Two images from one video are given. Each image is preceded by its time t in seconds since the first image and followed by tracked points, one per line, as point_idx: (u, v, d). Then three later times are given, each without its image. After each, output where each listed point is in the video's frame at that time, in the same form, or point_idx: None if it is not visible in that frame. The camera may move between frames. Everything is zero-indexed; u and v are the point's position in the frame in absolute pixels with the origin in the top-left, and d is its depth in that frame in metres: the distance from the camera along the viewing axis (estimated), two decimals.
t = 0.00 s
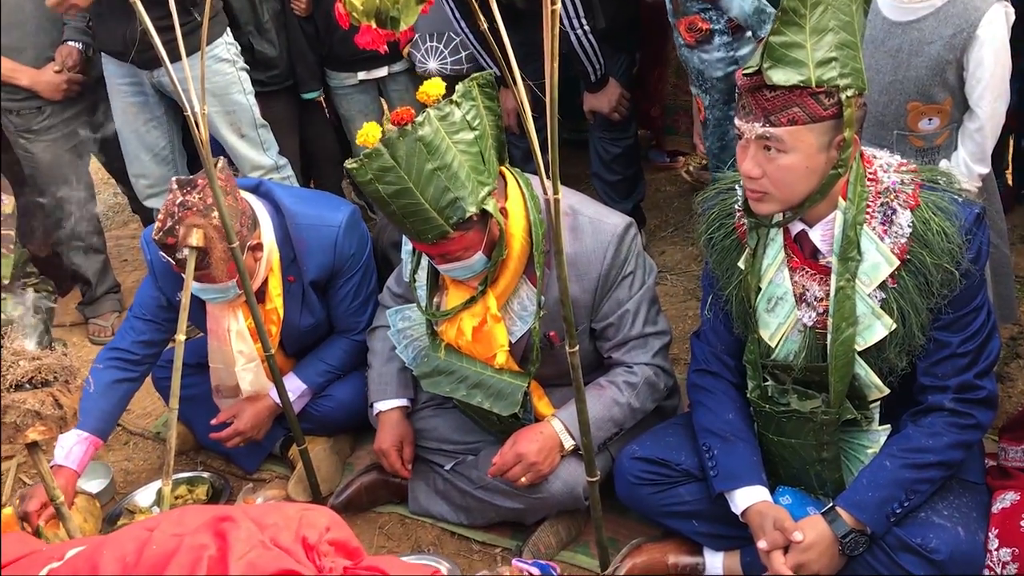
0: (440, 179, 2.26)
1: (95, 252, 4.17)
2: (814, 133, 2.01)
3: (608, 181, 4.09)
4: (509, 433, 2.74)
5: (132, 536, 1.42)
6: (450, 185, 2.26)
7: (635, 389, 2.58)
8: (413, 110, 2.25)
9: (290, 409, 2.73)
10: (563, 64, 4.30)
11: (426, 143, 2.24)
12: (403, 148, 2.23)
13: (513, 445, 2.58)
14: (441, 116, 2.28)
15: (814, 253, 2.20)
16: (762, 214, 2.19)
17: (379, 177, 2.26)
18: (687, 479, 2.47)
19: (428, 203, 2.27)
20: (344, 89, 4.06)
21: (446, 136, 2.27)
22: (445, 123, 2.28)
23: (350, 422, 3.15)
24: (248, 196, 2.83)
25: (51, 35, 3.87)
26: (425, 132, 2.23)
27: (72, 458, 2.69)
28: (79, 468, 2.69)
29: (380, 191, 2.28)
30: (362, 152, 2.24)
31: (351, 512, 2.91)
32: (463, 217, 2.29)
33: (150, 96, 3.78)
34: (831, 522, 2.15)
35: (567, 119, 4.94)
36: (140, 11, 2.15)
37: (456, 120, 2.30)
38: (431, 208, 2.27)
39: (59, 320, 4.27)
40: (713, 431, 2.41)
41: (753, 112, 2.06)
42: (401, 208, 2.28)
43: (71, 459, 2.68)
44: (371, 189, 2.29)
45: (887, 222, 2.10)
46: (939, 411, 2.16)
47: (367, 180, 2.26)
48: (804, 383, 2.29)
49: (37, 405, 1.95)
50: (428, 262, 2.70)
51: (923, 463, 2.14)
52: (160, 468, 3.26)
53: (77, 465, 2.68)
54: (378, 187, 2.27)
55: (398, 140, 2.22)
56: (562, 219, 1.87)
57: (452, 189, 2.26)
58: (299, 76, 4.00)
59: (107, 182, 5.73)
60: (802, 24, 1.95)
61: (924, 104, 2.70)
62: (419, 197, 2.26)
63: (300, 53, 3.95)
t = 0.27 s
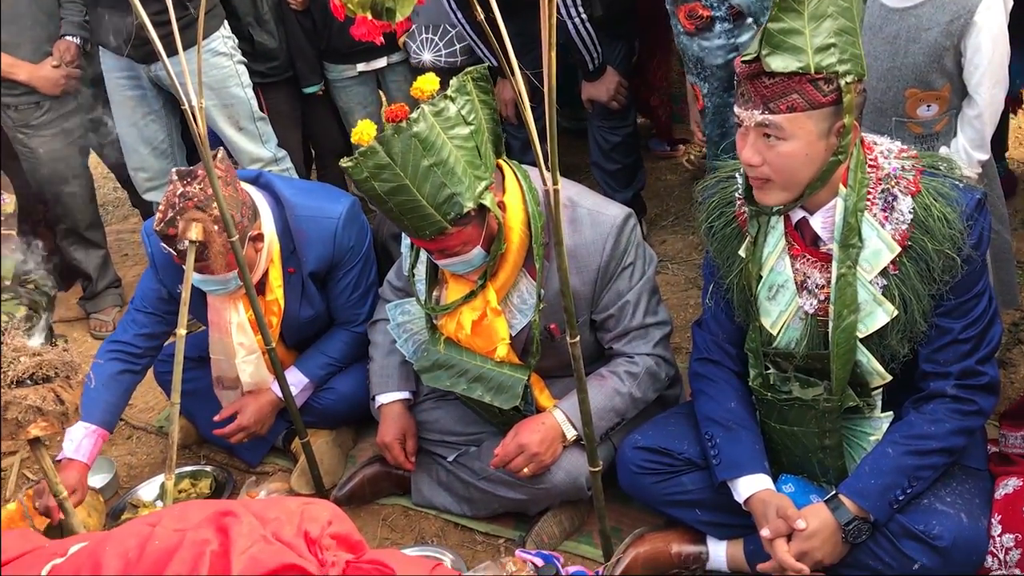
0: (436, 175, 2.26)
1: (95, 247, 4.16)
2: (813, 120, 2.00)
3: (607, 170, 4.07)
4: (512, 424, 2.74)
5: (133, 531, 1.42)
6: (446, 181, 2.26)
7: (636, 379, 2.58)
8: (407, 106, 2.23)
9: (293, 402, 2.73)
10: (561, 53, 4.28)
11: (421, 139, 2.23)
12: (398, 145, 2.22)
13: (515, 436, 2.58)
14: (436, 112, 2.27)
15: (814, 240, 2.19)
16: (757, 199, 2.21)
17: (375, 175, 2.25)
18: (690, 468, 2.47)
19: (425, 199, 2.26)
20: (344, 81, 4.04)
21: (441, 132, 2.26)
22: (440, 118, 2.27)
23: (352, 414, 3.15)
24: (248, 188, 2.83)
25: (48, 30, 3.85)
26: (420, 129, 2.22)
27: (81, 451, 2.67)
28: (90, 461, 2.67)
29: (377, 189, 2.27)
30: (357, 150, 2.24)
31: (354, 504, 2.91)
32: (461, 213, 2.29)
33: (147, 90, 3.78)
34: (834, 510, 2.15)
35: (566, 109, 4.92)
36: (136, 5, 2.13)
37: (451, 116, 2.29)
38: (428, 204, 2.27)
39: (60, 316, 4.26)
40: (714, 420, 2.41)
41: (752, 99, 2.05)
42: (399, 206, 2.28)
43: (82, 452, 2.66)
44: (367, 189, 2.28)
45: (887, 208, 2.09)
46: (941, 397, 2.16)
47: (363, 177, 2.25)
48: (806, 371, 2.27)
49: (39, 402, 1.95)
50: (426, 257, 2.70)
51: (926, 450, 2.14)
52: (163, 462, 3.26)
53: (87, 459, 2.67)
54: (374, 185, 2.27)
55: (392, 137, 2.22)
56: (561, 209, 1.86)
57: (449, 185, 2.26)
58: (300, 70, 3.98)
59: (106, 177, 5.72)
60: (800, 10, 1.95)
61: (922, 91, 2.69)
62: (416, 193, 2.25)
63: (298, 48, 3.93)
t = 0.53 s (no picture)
0: (430, 169, 2.25)
1: (91, 240, 4.15)
2: (797, 126, 1.99)
3: (603, 159, 4.06)
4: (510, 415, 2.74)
5: (131, 526, 1.43)
6: (440, 175, 2.26)
7: (634, 368, 2.58)
8: (399, 101, 2.23)
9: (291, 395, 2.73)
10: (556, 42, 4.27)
11: (413, 134, 2.24)
12: (391, 140, 2.23)
13: (512, 426, 2.58)
14: (427, 106, 2.28)
15: (812, 231, 2.20)
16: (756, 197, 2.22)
17: (369, 170, 2.26)
18: (687, 457, 2.48)
19: (419, 193, 2.26)
20: (341, 72, 4.02)
21: (433, 126, 2.27)
22: (432, 112, 2.28)
23: (351, 406, 3.15)
24: (243, 178, 2.84)
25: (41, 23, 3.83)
26: (412, 123, 2.23)
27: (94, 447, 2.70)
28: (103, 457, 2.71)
29: (372, 185, 2.28)
30: (350, 147, 2.26)
31: (353, 495, 2.91)
32: (456, 206, 2.29)
33: (143, 81, 3.76)
34: (832, 497, 2.15)
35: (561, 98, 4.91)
36: None
37: (444, 109, 2.29)
38: (423, 198, 2.26)
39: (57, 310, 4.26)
40: (712, 408, 2.41)
41: (734, 114, 2.06)
42: (395, 201, 2.28)
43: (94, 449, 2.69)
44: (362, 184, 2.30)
45: (884, 198, 2.09)
46: (938, 384, 2.16)
47: (357, 174, 2.27)
48: (804, 362, 2.27)
49: (36, 397, 1.95)
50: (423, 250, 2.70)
51: (923, 437, 2.14)
52: (161, 455, 3.27)
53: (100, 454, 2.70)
54: (367, 181, 2.28)
55: (385, 133, 2.23)
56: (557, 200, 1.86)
57: (443, 179, 2.26)
58: (295, 62, 3.97)
59: (101, 170, 5.70)
60: (765, 25, 1.94)
61: (916, 78, 2.69)
62: (409, 187, 2.26)
63: (293, 39, 3.91)
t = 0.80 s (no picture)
0: (422, 160, 2.23)
1: (82, 232, 4.11)
2: (789, 126, 1.97)
3: (599, 150, 4.02)
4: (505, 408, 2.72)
5: (118, 521, 1.40)
6: (431, 165, 2.23)
7: (629, 360, 2.55)
8: (390, 90, 2.20)
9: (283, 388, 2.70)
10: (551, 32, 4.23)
11: (405, 124, 2.21)
12: (383, 130, 2.20)
13: (508, 419, 2.55)
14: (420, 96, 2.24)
15: (806, 227, 2.16)
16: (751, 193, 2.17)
17: (360, 161, 2.23)
18: (683, 451, 2.45)
19: (411, 184, 2.24)
20: (333, 62, 3.97)
21: (426, 116, 2.23)
22: (425, 102, 2.24)
23: (344, 399, 3.12)
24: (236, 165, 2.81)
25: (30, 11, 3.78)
26: (404, 113, 2.20)
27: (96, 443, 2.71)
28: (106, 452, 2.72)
29: (363, 176, 2.25)
30: (340, 137, 2.22)
31: (346, 489, 2.88)
32: (448, 197, 2.25)
33: (138, 68, 3.71)
34: (830, 492, 2.13)
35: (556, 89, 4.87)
36: None
37: (437, 99, 2.26)
38: (415, 189, 2.24)
39: (47, 302, 4.22)
40: (708, 403, 2.38)
41: (724, 117, 2.02)
42: (386, 192, 2.25)
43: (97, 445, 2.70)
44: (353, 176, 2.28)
45: (879, 193, 2.06)
46: (937, 378, 2.14)
47: (347, 164, 2.23)
48: (801, 358, 2.25)
49: (23, 389, 1.91)
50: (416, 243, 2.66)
51: (921, 431, 2.12)
52: (152, 448, 3.23)
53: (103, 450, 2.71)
54: (358, 171, 2.24)
55: (377, 123, 2.19)
56: (553, 190, 1.84)
57: (435, 170, 2.23)
58: (289, 49, 3.90)
59: (92, 161, 5.65)
60: (752, 28, 1.92)
61: (916, 67, 2.66)
62: (401, 178, 2.23)
63: (287, 26, 3.85)
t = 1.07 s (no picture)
0: (421, 155, 2.23)
1: (82, 225, 4.10)
2: (793, 125, 1.97)
3: (600, 148, 4.03)
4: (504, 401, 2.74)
5: (122, 511, 1.41)
6: (430, 160, 2.23)
7: (628, 354, 2.57)
8: (394, 85, 2.20)
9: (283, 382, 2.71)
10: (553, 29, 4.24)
11: (406, 117, 2.21)
12: (384, 123, 2.21)
13: (508, 412, 2.56)
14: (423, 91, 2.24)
15: (807, 225, 2.17)
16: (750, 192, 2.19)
17: (358, 151, 2.25)
18: (683, 446, 2.47)
19: (408, 177, 2.24)
20: (337, 56, 3.99)
21: (428, 112, 2.23)
22: (429, 98, 2.24)
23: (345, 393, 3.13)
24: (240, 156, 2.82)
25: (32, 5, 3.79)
26: (405, 108, 2.20)
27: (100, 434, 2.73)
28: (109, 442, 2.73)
29: (363, 167, 2.27)
30: (341, 126, 2.23)
31: (347, 482, 2.90)
32: (444, 193, 2.25)
33: (142, 61, 3.73)
34: (828, 487, 2.14)
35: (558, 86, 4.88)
36: None
37: (440, 95, 2.25)
38: (412, 183, 2.24)
39: (48, 295, 4.22)
40: (706, 398, 2.40)
41: (728, 115, 2.03)
42: (384, 184, 2.26)
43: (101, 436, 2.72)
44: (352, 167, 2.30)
45: (879, 191, 2.07)
46: (936, 376, 2.15)
47: (346, 154, 2.25)
48: (801, 356, 2.27)
49: (26, 380, 1.92)
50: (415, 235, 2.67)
51: (920, 428, 2.14)
52: (153, 441, 3.24)
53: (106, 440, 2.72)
54: (357, 161, 2.26)
55: (378, 115, 2.20)
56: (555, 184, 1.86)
57: (433, 165, 2.23)
58: (294, 44, 3.93)
59: (93, 155, 5.65)
60: (760, 27, 1.93)
61: (917, 66, 2.67)
62: (399, 171, 2.24)
63: (292, 20, 3.87)
